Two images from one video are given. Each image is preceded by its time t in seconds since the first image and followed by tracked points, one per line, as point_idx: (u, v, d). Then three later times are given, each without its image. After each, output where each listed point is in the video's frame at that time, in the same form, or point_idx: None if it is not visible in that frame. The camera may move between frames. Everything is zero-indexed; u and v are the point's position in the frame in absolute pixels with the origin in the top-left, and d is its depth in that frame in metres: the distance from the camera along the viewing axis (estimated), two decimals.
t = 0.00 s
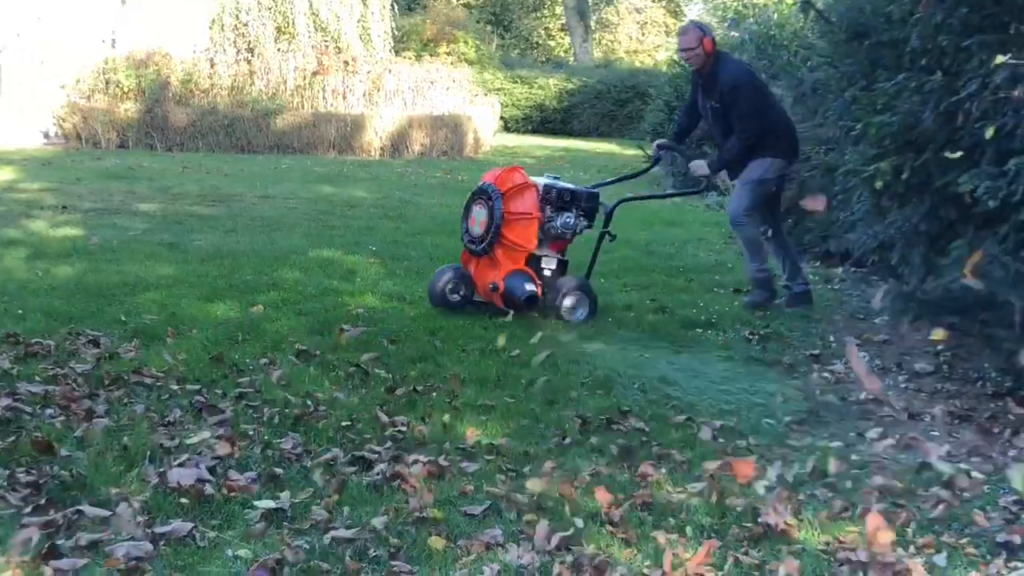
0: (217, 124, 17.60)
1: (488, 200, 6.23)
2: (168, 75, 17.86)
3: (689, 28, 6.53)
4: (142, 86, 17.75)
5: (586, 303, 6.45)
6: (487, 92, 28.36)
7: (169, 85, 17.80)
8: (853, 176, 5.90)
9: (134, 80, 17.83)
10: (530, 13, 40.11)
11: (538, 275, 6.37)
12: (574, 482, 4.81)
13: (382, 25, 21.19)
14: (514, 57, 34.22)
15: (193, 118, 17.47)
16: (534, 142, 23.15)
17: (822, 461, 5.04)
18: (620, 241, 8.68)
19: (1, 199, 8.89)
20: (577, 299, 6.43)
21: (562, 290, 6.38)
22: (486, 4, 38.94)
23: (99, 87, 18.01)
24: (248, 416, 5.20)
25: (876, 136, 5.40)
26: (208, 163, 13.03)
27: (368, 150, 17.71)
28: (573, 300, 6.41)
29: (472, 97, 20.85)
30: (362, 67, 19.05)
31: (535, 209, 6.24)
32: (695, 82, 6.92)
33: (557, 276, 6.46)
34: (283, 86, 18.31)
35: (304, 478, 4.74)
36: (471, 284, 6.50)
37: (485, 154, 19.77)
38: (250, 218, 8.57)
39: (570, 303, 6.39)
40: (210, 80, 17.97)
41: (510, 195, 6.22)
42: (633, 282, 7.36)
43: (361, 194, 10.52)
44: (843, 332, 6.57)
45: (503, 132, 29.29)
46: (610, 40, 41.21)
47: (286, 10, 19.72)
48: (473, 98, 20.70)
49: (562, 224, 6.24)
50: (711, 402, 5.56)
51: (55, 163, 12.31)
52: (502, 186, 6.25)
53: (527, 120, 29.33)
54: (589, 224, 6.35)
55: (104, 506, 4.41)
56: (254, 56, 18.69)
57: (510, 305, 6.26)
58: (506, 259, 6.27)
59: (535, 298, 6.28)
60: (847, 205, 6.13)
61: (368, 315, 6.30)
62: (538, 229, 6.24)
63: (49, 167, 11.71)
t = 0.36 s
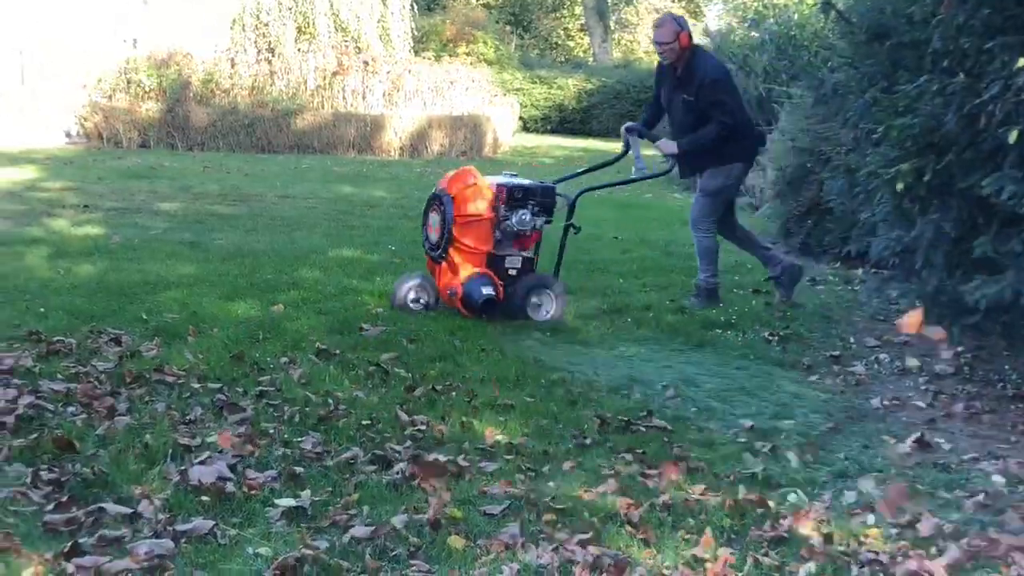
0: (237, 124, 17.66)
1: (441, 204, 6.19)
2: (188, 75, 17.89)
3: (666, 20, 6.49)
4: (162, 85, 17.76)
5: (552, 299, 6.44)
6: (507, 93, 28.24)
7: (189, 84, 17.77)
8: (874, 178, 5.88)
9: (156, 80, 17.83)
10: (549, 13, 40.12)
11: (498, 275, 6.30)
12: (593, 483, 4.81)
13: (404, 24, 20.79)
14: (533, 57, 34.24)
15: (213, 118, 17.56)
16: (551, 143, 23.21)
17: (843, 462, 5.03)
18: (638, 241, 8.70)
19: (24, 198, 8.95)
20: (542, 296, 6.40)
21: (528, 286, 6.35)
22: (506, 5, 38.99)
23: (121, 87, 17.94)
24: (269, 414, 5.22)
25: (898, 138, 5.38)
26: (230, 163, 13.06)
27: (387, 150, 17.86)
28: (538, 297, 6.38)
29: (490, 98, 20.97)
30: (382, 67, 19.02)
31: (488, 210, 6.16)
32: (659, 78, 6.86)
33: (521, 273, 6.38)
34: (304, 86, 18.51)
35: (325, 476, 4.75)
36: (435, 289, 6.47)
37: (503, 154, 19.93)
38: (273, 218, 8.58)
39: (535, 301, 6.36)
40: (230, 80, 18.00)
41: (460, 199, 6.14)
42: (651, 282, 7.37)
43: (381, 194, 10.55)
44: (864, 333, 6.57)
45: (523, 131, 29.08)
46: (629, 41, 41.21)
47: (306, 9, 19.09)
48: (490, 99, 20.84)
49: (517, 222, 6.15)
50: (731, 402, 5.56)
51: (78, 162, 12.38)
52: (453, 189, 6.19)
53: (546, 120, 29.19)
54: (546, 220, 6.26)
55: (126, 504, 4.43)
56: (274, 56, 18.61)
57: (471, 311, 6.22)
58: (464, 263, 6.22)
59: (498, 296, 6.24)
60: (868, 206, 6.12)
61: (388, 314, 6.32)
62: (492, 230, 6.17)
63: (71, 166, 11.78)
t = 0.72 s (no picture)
0: (287, 123, 17.51)
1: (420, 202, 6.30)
2: (240, 74, 17.82)
3: (686, 11, 6.44)
4: (214, 85, 17.71)
5: (534, 298, 6.38)
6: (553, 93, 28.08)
7: (241, 83, 17.69)
8: (926, 179, 5.83)
9: (207, 79, 17.79)
10: (597, 12, 40.08)
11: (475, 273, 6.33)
12: (642, 483, 4.80)
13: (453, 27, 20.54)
14: (583, 58, 34.22)
15: (263, 118, 17.43)
16: (597, 142, 23.15)
17: (896, 467, 4.98)
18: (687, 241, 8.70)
19: (80, 196, 9.04)
20: (523, 294, 6.36)
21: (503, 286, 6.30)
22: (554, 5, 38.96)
23: (173, 86, 17.80)
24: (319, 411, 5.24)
25: (951, 140, 5.32)
26: (281, 162, 13.12)
27: (434, 151, 17.61)
28: (517, 295, 6.35)
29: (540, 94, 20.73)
30: (432, 67, 18.91)
31: (464, 205, 6.24)
32: (675, 68, 6.80)
33: (505, 272, 6.39)
34: (353, 86, 18.30)
35: (375, 473, 4.77)
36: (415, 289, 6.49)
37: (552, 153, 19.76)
38: (328, 218, 8.60)
39: (513, 301, 6.34)
40: (280, 80, 17.77)
41: (437, 194, 6.26)
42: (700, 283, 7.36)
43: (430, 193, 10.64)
44: (914, 335, 6.51)
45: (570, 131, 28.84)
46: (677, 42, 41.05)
47: (357, 9, 18.47)
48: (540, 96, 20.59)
49: (494, 218, 6.29)
50: (782, 405, 5.52)
51: (133, 161, 12.48)
52: (434, 186, 6.30)
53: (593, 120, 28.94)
54: (525, 217, 6.34)
55: (178, 499, 4.47)
56: (324, 56, 18.19)
57: (445, 307, 6.24)
58: (441, 258, 6.27)
59: (470, 295, 6.23)
60: (919, 208, 6.07)
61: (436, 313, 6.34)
62: (468, 225, 6.24)
63: (125, 165, 11.89)
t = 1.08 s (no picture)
0: (356, 119, 17.47)
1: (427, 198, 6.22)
2: (310, 71, 17.79)
3: (701, 14, 6.29)
4: (285, 81, 17.74)
5: (541, 291, 6.22)
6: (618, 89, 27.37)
7: (309, 81, 17.71)
8: (1004, 179, 5.72)
9: (278, 75, 17.87)
10: (667, 9, 38.91)
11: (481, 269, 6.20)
12: (713, 482, 4.76)
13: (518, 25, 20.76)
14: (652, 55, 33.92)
15: (332, 114, 17.46)
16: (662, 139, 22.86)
17: (974, 469, 4.88)
18: (756, 240, 8.63)
19: (153, 191, 9.16)
20: (530, 287, 6.21)
21: (508, 279, 6.17)
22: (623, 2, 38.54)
23: (244, 82, 18.05)
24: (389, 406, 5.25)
25: None
26: (349, 160, 13.18)
27: (502, 148, 17.75)
28: (525, 290, 6.21)
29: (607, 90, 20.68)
30: (500, 63, 19.00)
31: (469, 199, 6.12)
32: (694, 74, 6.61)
33: (514, 266, 6.25)
34: (421, 83, 18.31)
35: (445, 468, 4.77)
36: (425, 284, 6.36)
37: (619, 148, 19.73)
38: (400, 213, 8.63)
39: (519, 296, 6.21)
40: (350, 77, 17.78)
41: (442, 189, 6.18)
42: (770, 281, 7.30)
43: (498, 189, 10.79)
44: (990, 337, 6.40)
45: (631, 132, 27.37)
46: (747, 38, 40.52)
47: (426, 5, 18.31)
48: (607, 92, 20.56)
49: (497, 211, 6.15)
50: (854, 405, 5.45)
51: (205, 156, 12.61)
52: (440, 182, 6.21)
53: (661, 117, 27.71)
54: (530, 210, 6.19)
55: (249, 491, 4.51)
56: (393, 52, 18.08)
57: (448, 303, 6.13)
58: (446, 254, 6.15)
59: (475, 290, 6.09)
60: (996, 208, 5.96)
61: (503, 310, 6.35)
62: (473, 221, 6.10)
63: (196, 160, 12.02)
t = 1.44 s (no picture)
0: (422, 116, 17.35)
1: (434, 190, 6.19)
2: (375, 67, 17.56)
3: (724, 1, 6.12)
4: (351, 77, 17.53)
5: (547, 288, 6.18)
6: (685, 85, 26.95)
7: (375, 77, 17.50)
8: None
9: (344, 71, 17.60)
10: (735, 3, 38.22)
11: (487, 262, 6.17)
12: (779, 480, 4.72)
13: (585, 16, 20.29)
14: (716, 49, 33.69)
15: (398, 109, 17.28)
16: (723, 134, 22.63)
17: None
18: (822, 238, 8.54)
19: (220, 185, 9.25)
20: (535, 283, 6.17)
21: (512, 274, 6.12)
22: None
23: (311, 78, 17.73)
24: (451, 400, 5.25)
25: None
26: (413, 156, 13.23)
27: (565, 145, 17.85)
28: (531, 284, 6.17)
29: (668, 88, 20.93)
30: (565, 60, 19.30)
31: (474, 193, 6.07)
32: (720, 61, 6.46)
33: (524, 259, 6.20)
34: (486, 79, 18.32)
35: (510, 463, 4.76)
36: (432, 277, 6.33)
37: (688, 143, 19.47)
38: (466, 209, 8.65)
39: (524, 290, 6.17)
40: (415, 73, 17.68)
41: (448, 182, 6.13)
42: (836, 280, 7.22)
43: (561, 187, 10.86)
44: None
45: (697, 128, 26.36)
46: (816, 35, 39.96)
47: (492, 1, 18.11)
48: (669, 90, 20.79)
49: (503, 206, 6.08)
50: (923, 404, 5.37)
51: (271, 151, 12.71)
52: (447, 174, 6.17)
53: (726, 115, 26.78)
54: (535, 204, 6.13)
55: (315, 483, 4.53)
56: (459, 49, 18.02)
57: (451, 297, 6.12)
58: (451, 248, 6.12)
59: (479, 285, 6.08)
60: None
61: (565, 307, 6.35)
62: (478, 214, 6.07)
63: (262, 155, 12.12)
